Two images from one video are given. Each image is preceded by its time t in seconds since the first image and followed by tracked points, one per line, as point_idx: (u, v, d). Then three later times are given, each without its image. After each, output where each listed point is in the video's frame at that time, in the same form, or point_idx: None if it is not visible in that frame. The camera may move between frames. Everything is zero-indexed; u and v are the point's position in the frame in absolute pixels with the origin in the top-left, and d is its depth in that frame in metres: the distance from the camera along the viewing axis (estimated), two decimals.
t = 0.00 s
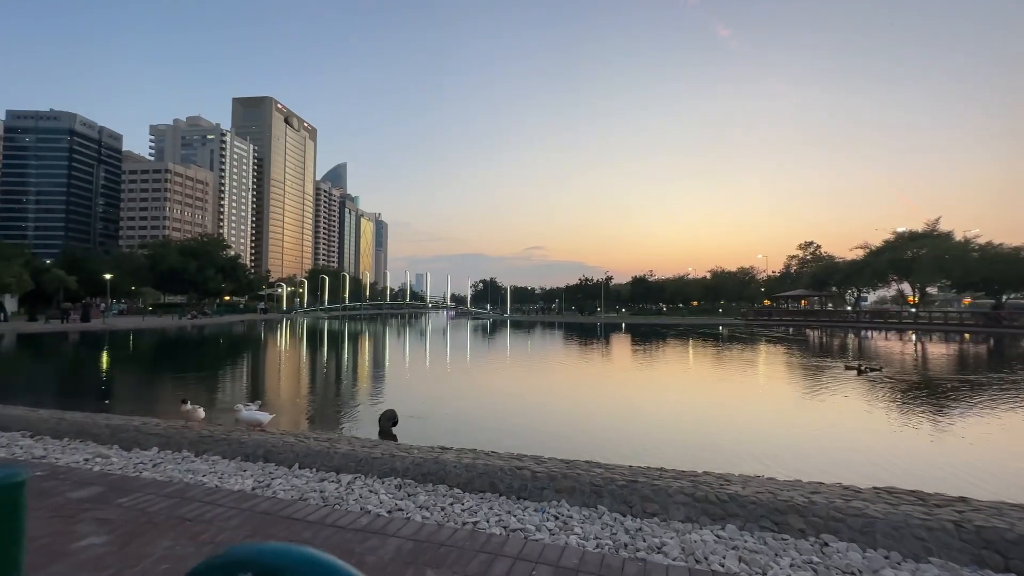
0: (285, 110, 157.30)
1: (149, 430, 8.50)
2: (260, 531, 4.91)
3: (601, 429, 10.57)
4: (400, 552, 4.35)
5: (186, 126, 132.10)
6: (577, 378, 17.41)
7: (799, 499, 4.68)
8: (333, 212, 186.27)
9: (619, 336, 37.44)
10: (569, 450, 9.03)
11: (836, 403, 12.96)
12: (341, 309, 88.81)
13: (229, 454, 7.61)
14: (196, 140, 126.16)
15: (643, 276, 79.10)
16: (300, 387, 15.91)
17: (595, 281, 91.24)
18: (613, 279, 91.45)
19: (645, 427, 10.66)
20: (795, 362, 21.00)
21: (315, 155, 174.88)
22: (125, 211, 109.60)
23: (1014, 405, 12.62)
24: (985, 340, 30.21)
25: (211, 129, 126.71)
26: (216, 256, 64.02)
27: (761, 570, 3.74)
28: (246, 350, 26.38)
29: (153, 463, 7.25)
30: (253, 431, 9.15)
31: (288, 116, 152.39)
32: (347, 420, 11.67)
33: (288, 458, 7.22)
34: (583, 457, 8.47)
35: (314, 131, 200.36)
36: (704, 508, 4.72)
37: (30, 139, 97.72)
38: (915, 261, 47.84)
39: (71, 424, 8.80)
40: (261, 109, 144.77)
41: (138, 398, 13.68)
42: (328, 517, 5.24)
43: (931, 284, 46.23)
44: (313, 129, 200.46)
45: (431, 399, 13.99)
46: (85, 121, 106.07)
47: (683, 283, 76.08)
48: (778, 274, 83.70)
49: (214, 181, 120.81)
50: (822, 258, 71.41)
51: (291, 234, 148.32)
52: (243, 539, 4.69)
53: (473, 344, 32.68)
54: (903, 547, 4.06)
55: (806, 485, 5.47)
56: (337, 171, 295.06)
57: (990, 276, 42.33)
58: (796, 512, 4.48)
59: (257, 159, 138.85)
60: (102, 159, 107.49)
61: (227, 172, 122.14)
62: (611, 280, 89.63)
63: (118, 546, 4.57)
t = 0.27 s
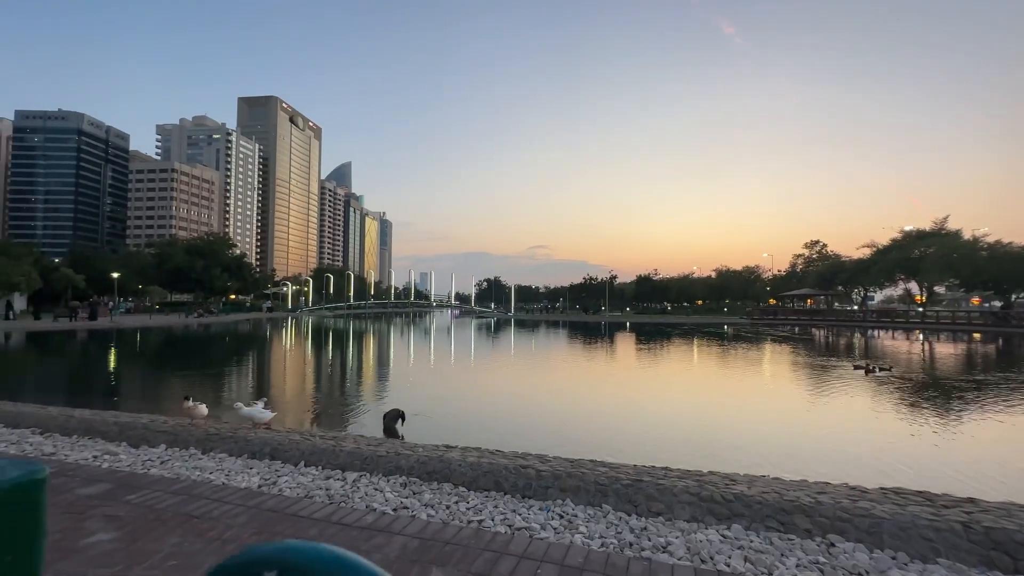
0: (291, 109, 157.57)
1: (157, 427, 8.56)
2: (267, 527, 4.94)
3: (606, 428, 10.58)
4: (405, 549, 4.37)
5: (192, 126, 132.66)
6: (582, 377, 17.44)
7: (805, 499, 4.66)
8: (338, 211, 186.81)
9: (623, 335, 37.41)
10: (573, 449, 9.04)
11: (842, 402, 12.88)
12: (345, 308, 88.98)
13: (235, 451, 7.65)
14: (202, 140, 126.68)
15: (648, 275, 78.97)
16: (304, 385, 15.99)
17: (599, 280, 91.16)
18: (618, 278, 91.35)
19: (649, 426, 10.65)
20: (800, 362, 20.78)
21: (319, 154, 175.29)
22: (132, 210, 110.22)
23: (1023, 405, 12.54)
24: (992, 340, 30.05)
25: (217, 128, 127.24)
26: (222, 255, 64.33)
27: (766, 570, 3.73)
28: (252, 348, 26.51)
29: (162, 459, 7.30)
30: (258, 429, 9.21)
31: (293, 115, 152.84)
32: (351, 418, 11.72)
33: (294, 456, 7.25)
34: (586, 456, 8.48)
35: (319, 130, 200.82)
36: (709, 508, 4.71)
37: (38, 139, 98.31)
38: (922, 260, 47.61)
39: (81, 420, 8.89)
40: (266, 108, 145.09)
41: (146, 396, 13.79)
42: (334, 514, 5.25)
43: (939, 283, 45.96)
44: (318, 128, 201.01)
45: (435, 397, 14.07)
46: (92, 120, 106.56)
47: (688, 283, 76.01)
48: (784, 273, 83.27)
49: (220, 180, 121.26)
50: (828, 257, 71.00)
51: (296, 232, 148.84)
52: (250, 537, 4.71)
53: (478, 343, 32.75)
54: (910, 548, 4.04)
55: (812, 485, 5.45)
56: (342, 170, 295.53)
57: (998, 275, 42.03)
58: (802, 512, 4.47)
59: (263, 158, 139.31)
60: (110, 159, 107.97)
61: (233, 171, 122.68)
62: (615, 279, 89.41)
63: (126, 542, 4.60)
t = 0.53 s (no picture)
0: (294, 108, 157.64)
1: (161, 425, 8.59)
2: (272, 524, 4.96)
3: (608, 425, 10.59)
4: (409, 547, 4.38)
5: (196, 124, 132.91)
6: (585, 375, 17.43)
7: (809, 498, 4.66)
8: (341, 209, 187.01)
9: (626, 333, 37.35)
10: (574, 446, 9.06)
11: (845, 401, 12.85)
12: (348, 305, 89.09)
13: (240, 449, 7.68)
14: (205, 138, 126.99)
15: (650, 274, 78.85)
16: (307, 382, 16.02)
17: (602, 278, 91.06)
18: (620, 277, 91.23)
19: (650, 424, 10.66)
20: (804, 360, 20.68)
21: (322, 152, 175.39)
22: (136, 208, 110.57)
23: None
24: (998, 339, 29.89)
25: (220, 127, 127.42)
26: (226, 253, 64.48)
27: (772, 569, 3.72)
28: (256, 346, 26.57)
29: (167, 457, 7.32)
30: (262, 427, 9.24)
31: (296, 114, 152.97)
32: (354, 415, 11.76)
33: (299, 454, 7.27)
34: (587, 454, 8.49)
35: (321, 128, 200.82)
36: (713, 506, 4.71)
37: (43, 138, 98.68)
38: (927, 258, 47.39)
39: (87, 418, 8.92)
40: (270, 106, 145.16)
41: (151, 394, 13.82)
42: (338, 512, 5.27)
43: (944, 281, 45.77)
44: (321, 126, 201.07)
45: (437, 395, 14.08)
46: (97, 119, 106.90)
47: (691, 281, 75.91)
48: (787, 271, 83.02)
49: (223, 178, 121.47)
50: (832, 255, 70.71)
51: (299, 230, 149.09)
52: (255, 533, 4.73)
53: (480, 341, 32.76)
54: (916, 548, 4.03)
55: (816, 484, 5.44)
56: (345, 167, 295.62)
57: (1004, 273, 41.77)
58: (806, 511, 4.47)
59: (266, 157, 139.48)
60: (114, 158, 108.30)
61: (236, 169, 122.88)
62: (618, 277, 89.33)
63: (133, 539, 4.63)
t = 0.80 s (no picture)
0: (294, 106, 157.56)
1: (164, 423, 8.61)
2: (274, 523, 4.96)
3: (611, 425, 10.54)
4: (412, 546, 4.38)
5: (197, 123, 132.89)
6: (586, 374, 17.44)
7: (813, 497, 4.65)
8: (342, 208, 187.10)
9: (627, 332, 37.28)
10: (575, 446, 9.03)
11: (848, 400, 12.81)
12: (350, 304, 89.19)
13: (242, 447, 7.69)
14: (206, 137, 127.02)
15: (651, 272, 78.73)
16: (309, 381, 16.03)
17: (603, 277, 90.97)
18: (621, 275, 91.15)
19: (654, 423, 10.63)
20: (805, 359, 20.55)
21: (323, 151, 175.33)
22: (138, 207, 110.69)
23: None
24: (1001, 338, 29.78)
25: (221, 125, 127.37)
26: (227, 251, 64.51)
27: (776, 568, 3.72)
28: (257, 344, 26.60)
29: (169, 455, 7.33)
30: (265, 425, 9.27)
31: (297, 112, 152.86)
32: (356, 414, 11.77)
33: (300, 453, 7.27)
34: (591, 453, 8.46)
35: (322, 126, 200.73)
36: (716, 505, 4.71)
37: (45, 136, 98.83)
38: (929, 257, 47.22)
39: (89, 417, 8.93)
40: (270, 105, 145.09)
41: (153, 393, 13.82)
42: (341, 511, 5.27)
43: (947, 280, 45.65)
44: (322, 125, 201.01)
45: (438, 394, 14.11)
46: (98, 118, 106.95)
47: (692, 280, 75.81)
48: (789, 270, 82.91)
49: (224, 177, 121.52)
50: (834, 254, 70.58)
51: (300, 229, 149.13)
52: (259, 532, 4.74)
53: (480, 340, 32.77)
54: (920, 547, 4.02)
55: (818, 483, 5.44)
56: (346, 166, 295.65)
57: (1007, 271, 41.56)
58: (809, 510, 4.46)
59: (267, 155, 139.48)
60: (116, 156, 108.37)
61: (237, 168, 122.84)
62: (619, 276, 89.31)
63: (136, 537, 4.63)
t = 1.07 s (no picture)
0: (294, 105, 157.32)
1: (165, 422, 8.60)
2: (276, 523, 4.96)
3: (614, 424, 10.51)
4: (414, 546, 4.38)
5: (196, 121, 132.72)
6: (586, 372, 17.46)
7: (816, 496, 4.65)
8: (342, 207, 187.03)
9: (626, 330, 37.26)
10: (579, 445, 9.01)
11: (849, 398, 12.82)
12: (349, 303, 89.25)
13: (243, 447, 7.68)
14: (205, 136, 126.81)
15: (651, 270, 78.68)
16: (309, 380, 16.04)
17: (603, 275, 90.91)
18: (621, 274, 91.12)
19: (657, 422, 10.60)
20: (806, 358, 20.48)
21: (323, 150, 175.14)
22: (137, 206, 110.65)
23: None
24: (1001, 335, 29.76)
25: (221, 124, 127.18)
26: (226, 250, 64.47)
27: (779, 568, 3.72)
28: (257, 343, 26.58)
29: (170, 455, 7.33)
30: (267, 424, 9.29)
31: (296, 111, 152.64)
32: (357, 413, 11.78)
33: (302, 452, 7.27)
34: (595, 452, 8.44)
35: (322, 124, 200.50)
36: (719, 505, 4.70)
37: (44, 135, 98.80)
38: (929, 255, 47.19)
39: (90, 416, 8.91)
40: (270, 104, 144.90)
41: (154, 392, 13.81)
42: (343, 510, 5.27)
43: (947, 278, 45.65)
44: (321, 123, 200.73)
45: (439, 393, 14.11)
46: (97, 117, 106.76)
47: (692, 278, 75.76)
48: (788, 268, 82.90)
49: (224, 176, 121.43)
50: (834, 252, 70.52)
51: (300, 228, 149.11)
52: (261, 532, 4.74)
53: (480, 338, 32.74)
54: (926, 547, 4.02)
55: (821, 482, 5.44)
56: (346, 165, 295.51)
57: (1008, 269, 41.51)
58: (813, 510, 4.46)
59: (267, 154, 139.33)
60: (115, 155, 108.27)
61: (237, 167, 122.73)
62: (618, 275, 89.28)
63: (138, 538, 4.62)
